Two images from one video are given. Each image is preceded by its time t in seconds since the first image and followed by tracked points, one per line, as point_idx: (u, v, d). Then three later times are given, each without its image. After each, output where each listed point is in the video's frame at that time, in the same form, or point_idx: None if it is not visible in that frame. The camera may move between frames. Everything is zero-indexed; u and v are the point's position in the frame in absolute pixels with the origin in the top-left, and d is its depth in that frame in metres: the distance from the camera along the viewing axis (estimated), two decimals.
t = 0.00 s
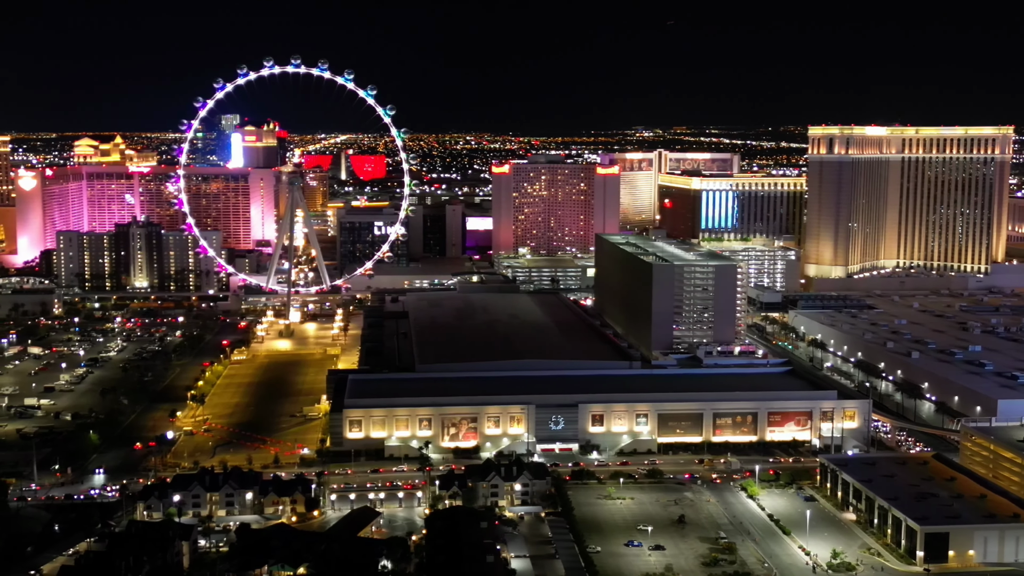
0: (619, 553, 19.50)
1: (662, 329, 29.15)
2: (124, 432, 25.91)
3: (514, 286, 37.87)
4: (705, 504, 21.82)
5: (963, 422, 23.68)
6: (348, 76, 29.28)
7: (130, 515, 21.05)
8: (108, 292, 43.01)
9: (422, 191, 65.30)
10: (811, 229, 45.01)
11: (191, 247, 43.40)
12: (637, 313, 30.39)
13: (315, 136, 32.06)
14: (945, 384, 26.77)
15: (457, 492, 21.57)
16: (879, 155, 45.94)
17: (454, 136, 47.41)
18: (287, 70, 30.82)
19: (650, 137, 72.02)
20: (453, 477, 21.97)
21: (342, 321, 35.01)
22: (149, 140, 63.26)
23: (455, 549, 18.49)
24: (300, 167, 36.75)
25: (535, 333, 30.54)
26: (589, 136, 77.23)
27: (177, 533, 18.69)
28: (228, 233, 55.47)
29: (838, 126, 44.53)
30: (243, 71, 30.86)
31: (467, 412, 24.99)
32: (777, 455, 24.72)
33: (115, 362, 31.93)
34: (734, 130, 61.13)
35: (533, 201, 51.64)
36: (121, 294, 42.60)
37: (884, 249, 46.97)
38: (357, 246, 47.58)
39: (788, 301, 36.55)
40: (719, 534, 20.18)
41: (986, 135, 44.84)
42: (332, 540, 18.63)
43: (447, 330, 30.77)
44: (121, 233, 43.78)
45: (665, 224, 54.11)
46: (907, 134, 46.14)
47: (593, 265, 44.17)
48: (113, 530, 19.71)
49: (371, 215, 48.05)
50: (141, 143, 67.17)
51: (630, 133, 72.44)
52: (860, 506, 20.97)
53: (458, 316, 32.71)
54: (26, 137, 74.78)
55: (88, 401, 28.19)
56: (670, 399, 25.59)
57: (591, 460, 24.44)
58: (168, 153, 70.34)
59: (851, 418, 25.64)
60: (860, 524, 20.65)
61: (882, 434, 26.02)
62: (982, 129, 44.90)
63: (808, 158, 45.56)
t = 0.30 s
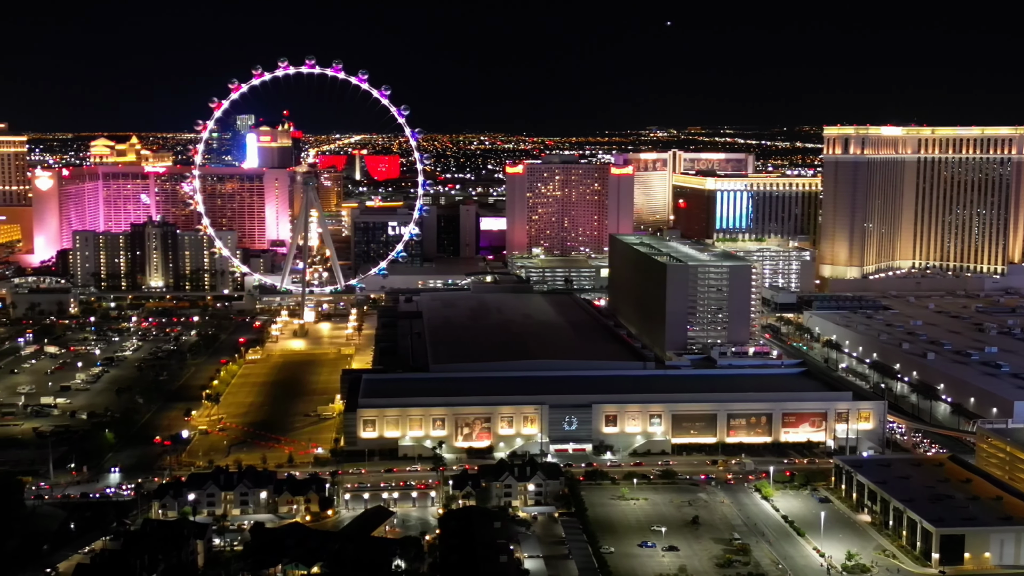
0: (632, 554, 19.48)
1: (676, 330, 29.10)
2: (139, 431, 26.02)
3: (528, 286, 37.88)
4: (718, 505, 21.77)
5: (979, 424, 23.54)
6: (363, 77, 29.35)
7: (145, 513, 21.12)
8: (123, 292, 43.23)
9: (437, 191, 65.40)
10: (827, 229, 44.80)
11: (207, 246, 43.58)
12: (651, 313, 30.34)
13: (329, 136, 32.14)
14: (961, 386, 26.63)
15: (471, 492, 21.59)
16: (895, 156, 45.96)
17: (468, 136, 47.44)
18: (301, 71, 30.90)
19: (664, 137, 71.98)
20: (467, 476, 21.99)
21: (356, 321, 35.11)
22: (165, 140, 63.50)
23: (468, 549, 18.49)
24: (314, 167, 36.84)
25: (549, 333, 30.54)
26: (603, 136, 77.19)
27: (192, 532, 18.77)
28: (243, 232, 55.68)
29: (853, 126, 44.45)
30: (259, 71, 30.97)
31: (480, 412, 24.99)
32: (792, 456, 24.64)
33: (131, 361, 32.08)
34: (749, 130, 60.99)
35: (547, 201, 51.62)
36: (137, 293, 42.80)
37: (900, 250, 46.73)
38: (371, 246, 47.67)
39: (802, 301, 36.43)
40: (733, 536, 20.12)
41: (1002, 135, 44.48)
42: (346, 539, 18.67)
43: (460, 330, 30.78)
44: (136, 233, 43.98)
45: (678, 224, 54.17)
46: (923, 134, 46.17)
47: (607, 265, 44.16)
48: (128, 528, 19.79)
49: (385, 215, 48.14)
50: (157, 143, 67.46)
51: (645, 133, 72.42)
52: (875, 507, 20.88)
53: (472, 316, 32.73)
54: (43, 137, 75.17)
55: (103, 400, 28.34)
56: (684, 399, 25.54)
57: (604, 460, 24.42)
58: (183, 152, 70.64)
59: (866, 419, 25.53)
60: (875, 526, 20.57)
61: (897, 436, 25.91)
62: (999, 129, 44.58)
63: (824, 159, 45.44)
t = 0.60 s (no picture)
0: (646, 554, 19.46)
1: (690, 330, 29.05)
2: (154, 430, 26.14)
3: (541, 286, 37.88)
4: (732, 506, 21.71)
5: (995, 425, 23.39)
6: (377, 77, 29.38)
7: (160, 512, 21.22)
8: (139, 291, 43.42)
9: (451, 191, 65.50)
10: (842, 229, 44.59)
11: (222, 246, 43.73)
12: (664, 313, 30.30)
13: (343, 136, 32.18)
14: (977, 387, 26.48)
15: (484, 491, 21.59)
16: (911, 156, 45.74)
17: (482, 136, 47.46)
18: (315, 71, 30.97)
19: (679, 137, 71.89)
20: (480, 476, 21.99)
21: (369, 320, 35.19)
22: (180, 141, 63.76)
23: (482, 548, 18.51)
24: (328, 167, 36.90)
25: (563, 334, 30.53)
26: (615, 136, 77.20)
27: (206, 531, 18.85)
28: (258, 232, 55.85)
29: (868, 126, 44.30)
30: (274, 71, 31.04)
31: (493, 412, 25.00)
32: (807, 457, 24.56)
33: (146, 360, 32.22)
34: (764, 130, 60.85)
35: (560, 201, 51.61)
36: (152, 293, 42.98)
37: (915, 250, 46.50)
38: (384, 246, 47.75)
39: (817, 302, 36.28)
40: (747, 537, 20.07)
41: (1019, 135, 44.40)
42: (359, 539, 18.70)
43: (474, 330, 30.80)
44: (152, 233, 44.18)
45: (692, 224, 54.14)
46: (939, 134, 46.02)
47: (620, 266, 44.13)
48: (143, 527, 19.89)
49: (399, 215, 48.22)
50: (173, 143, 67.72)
51: (659, 133, 72.36)
52: (890, 509, 20.80)
53: (486, 316, 32.75)
54: (60, 137, 75.60)
55: (119, 399, 28.49)
56: (698, 400, 25.50)
57: (618, 460, 24.40)
58: (199, 153, 70.92)
59: (881, 420, 25.42)
60: (890, 527, 20.49)
61: (913, 437, 25.77)
62: (1015, 129, 44.42)
63: (839, 159, 45.30)
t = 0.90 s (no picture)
0: (659, 555, 19.42)
1: (704, 330, 29.00)
2: (169, 429, 26.23)
3: (555, 286, 37.87)
4: (746, 507, 21.66)
5: (1010, 427, 23.26)
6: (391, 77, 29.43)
7: (175, 511, 21.29)
8: (154, 291, 43.62)
9: (464, 191, 65.57)
10: (857, 230, 44.42)
11: (236, 246, 43.89)
12: (678, 313, 30.26)
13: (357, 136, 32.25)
14: (993, 388, 26.36)
15: (497, 492, 21.58)
16: (927, 156, 45.54)
17: (496, 136, 47.47)
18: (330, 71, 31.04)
19: (693, 137, 71.79)
20: (493, 477, 21.98)
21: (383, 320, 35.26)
22: (196, 141, 64.01)
23: (495, 549, 18.49)
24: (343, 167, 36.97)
25: (576, 334, 30.52)
26: (629, 136, 77.14)
27: (220, 530, 18.92)
28: (273, 232, 56.03)
29: (884, 126, 44.13)
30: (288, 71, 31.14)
31: (507, 412, 25.00)
32: (821, 458, 24.48)
33: (161, 359, 32.35)
34: (779, 131, 60.69)
35: (574, 201, 51.59)
36: (167, 292, 43.16)
37: (931, 251, 46.27)
38: (398, 245, 47.81)
39: (831, 303, 36.15)
40: (761, 538, 20.01)
41: None
42: (372, 538, 18.73)
43: (487, 331, 30.81)
44: (167, 232, 44.37)
45: (706, 224, 54.04)
46: (955, 134, 45.72)
47: (634, 266, 44.09)
48: (157, 525, 19.97)
49: (413, 215, 48.29)
50: (188, 143, 67.98)
51: (673, 133, 72.28)
52: (905, 510, 20.70)
53: (499, 316, 32.77)
54: (76, 138, 76.05)
55: (134, 398, 28.60)
56: (712, 401, 25.44)
57: (631, 461, 24.37)
58: (214, 153, 71.19)
59: (897, 422, 25.33)
60: (905, 529, 20.40)
61: (928, 438, 25.65)
62: None
63: (854, 159, 45.15)
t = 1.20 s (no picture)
0: (673, 556, 19.38)
1: (719, 331, 28.93)
2: (184, 428, 26.33)
3: (568, 285, 37.86)
4: (760, 508, 21.60)
5: None
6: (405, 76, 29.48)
7: (190, 509, 21.37)
8: (169, 290, 43.79)
9: (479, 191, 65.63)
10: (872, 230, 44.24)
11: (251, 245, 44.04)
12: (692, 314, 30.20)
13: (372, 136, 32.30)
14: (1009, 389, 26.21)
15: (511, 491, 21.62)
16: (943, 156, 45.27)
17: (511, 136, 47.49)
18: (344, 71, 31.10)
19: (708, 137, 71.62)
20: (507, 476, 22.00)
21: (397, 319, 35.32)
22: (211, 140, 64.25)
23: (508, 549, 18.50)
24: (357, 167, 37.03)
25: (590, 334, 30.50)
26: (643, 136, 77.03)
27: (234, 528, 19.00)
28: (287, 231, 56.20)
29: (900, 126, 43.88)
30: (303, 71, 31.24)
31: (520, 412, 25.00)
32: (835, 459, 24.39)
33: (177, 358, 32.49)
34: (794, 131, 60.52)
35: (588, 201, 51.54)
36: (182, 292, 43.33)
37: (947, 251, 46.08)
38: (412, 245, 47.88)
39: (846, 303, 36.00)
40: (776, 539, 19.95)
41: None
42: (385, 537, 18.75)
43: (501, 330, 30.81)
44: (182, 232, 44.54)
45: (721, 224, 53.90)
46: (971, 134, 45.46)
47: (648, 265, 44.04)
48: (172, 524, 20.05)
49: (427, 215, 48.34)
50: (204, 143, 68.22)
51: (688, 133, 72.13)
52: (920, 512, 20.60)
53: (513, 315, 32.76)
54: (93, 137, 76.44)
55: (149, 397, 28.72)
56: (726, 402, 25.37)
57: (644, 461, 24.30)
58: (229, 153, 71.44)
59: (912, 423, 25.23)
60: (920, 530, 20.31)
61: (944, 440, 25.52)
62: None
63: (870, 159, 44.93)
